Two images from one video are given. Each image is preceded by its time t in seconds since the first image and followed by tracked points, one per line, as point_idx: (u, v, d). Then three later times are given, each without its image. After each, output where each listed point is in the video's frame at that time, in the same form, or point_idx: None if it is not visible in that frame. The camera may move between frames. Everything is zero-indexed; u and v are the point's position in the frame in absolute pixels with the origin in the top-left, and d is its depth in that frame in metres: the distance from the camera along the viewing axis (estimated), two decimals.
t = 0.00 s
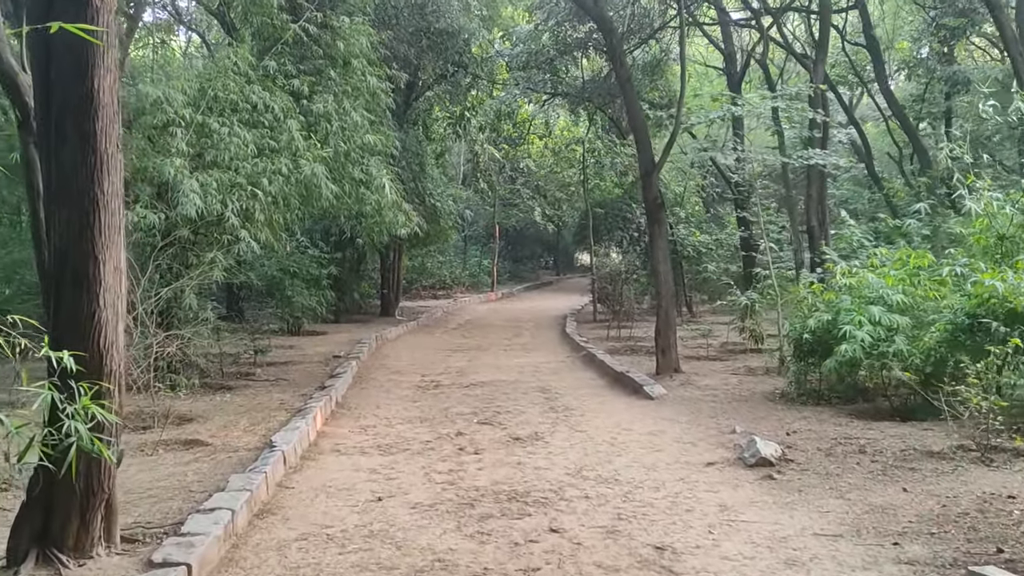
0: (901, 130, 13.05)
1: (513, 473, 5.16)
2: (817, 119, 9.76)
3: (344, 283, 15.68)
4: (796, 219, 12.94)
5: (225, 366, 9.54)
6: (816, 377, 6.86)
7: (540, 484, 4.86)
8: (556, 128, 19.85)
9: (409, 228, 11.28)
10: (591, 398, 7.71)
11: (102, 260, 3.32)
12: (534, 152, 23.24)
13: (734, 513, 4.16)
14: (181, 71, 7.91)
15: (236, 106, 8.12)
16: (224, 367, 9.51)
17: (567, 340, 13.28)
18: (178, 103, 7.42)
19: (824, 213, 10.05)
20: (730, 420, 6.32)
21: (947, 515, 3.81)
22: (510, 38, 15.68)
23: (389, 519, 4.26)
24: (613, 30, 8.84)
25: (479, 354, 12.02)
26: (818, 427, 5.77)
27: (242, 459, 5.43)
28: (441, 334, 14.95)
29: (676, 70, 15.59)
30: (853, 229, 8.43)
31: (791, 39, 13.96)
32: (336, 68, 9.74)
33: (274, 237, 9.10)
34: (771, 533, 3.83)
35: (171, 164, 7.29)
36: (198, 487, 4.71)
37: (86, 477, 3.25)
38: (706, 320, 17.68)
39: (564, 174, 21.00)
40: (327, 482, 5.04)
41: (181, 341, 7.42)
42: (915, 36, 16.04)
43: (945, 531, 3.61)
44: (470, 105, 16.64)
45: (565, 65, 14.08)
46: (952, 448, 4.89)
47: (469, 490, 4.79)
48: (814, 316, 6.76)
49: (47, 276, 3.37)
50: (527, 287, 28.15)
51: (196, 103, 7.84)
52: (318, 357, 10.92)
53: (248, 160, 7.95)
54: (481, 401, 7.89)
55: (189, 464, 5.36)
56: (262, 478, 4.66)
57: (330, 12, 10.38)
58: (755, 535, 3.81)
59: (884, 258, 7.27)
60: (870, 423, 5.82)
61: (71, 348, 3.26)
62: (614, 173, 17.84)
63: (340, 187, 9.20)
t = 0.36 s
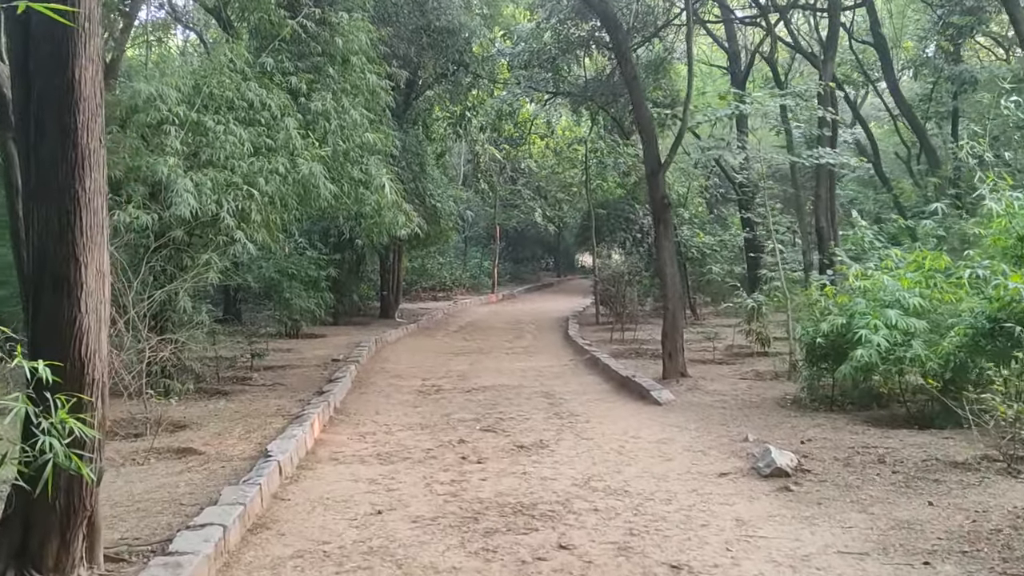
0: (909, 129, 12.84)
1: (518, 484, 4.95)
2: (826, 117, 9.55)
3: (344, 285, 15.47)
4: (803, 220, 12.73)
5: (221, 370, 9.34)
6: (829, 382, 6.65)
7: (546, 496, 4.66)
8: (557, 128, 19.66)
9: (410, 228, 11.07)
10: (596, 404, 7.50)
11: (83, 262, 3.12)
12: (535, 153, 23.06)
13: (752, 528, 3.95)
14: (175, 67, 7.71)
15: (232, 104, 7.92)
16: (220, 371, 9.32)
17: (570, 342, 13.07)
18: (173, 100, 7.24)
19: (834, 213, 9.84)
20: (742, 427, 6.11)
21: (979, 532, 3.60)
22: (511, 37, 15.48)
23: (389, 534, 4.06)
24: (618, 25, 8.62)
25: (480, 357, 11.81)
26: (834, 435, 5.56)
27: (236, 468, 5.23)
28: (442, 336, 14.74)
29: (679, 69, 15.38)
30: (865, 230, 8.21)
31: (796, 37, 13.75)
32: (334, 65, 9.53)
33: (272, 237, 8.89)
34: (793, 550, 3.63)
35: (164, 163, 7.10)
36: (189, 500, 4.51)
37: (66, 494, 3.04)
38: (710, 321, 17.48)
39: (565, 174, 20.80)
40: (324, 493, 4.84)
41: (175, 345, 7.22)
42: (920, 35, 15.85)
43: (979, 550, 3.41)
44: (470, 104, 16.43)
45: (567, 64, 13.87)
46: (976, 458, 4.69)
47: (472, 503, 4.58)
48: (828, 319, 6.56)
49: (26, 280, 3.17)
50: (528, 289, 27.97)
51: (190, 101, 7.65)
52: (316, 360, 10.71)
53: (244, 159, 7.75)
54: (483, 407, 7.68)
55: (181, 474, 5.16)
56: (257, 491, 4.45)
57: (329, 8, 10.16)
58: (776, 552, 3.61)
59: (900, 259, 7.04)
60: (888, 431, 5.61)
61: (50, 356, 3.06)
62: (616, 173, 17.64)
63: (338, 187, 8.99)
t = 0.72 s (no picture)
0: (916, 129, 12.69)
1: (526, 493, 4.79)
2: (836, 116, 9.37)
3: (344, 286, 15.27)
4: (809, 220, 12.57)
5: (220, 373, 9.18)
6: (842, 386, 6.49)
7: (556, 505, 4.50)
8: (559, 128, 19.51)
9: (412, 229, 10.90)
10: (603, 408, 7.34)
11: (74, 263, 2.96)
12: (536, 154, 22.91)
13: (773, 540, 3.79)
14: (173, 65, 7.58)
15: (231, 102, 7.77)
16: (219, 374, 9.16)
17: (573, 345, 12.92)
18: (169, 98, 7.12)
19: (843, 214, 9.70)
20: (754, 433, 5.96)
21: (1012, 547, 3.45)
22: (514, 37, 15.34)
23: (393, 546, 3.90)
24: (625, 21, 8.45)
25: (482, 360, 11.65)
26: (850, 441, 5.40)
27: (234, 476, 5.07)
28: (443, 338, 14.58)
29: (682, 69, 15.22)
30: (877, 230, 8.04)
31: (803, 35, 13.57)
32: (335, 63, 9.35)
33: (272, 238, 8.72)
34: (817, 565, 3.47)
35: (162, 163, 6.95)
36: (186, 510, 4.35)
37: (54, 508, 2.89)
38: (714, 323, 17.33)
39: (567, 175, 20.65)
40: (327, 502, 4.68)
41: (172, 349, 7.06)
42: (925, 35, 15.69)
43: (1015, 566, 3.25)
44: (472, 104, 16.26)
45: (569, 63, 13.71)
46: (1001, 466, 4.52)
47: (480, 513, 4.42)
48: (841, 321, 6.40)
49: (13, 282, 3.01)
50: (529, 290, 27.82)
51: (188, 99, 7.50)
52: (316, 363, 10.54)
53: (243, 158, 7.59)
54: (488, 411, 7.52)
55: (178, 482, 5.00)
56: (256, 500, 4.29)
57: (329, 5, 9.99)
58: (800, 567, 3.45)
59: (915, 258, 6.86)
60: (906, 437, 5.45)
61: (37, 362, 2.90)
62: (618, 174, 17.48)
63: (338, 186, 8.81)
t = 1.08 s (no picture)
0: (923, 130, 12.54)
1: (535, 504, 4.62)
2: (846, 116, 9.20)
3: (343, 290, 15.07)
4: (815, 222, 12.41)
5: (217, 378, 9.00)
6: (857, 392, 6.33)
7: (567, 518, 4.33)
8: (560, 130, 19.35)
9: (414, 231, 10.72)
10: (610, 414, 7.17)
11: (63, 265, 2.79)
12: (537, 156, 22.75)
13: (796, 556, 3.63)
14: (170, 63, 7.41)
15: (230, 101, 7.58)
16: (216, 379, 8.98)
17: (576, 349, 12.75)
18: (166, 97, 6.97)
19: (853, 215, 9.53)
20: (767, 440, 5.79)
21: None
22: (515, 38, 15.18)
23: (399, 561, 3.73)
24: (632, 19, 8.28)
25: (484, 364, 11.47)
26: (868, 449, 5.24)
27: (233, 486, 4.89)
28: (444, 342, 14.40)
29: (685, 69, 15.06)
30: (890, 232, 7.88)
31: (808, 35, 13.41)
32: (335, 62, 9.16)
33: (271, 240, 8.54)
34: None
35: (159, 162, 6.79)
36: (182, 523, 4.17)
37: (41, 527, 2.72)
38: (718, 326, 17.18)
39: (568, 176, 20.48)
40: (328, 514, 4.50)
41: (168, 353, 6.90)
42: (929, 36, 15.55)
43: None
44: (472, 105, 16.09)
45: (571, 64, 13.53)
46: None
47: (488, 525, 4.25)
48: (857, 325, 6.23)
49: None
50: (529, 293, 27.65)
51: (186, 98, 7.32)
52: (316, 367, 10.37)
53: (242, 158, 7.41)
54: (491, 417, 7.35)
55: (174, 493, 4.82)
56: (255, 513, 4.11)
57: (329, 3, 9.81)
58: None
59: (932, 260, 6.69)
60: (926, 445, 5.28)
61: (20, 371, 2.72)
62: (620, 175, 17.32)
63: (339, 187, 8.63)
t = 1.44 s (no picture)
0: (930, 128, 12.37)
1: (542, 511, 4.43)
2: (856, 111, 9.02)
3: (342, 291, 14.87)
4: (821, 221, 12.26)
5: (213, 379, 8.82)
6: (871, 394, 6.16)
7: (577, 525, 4.15)
8: (560, 129, 19.20)
9: (415, 231, 10.53)
10: (616, 417, 6.99)
11: (43, 256, 2.61)
12: (538, 156, 22.57)
13: (820, 566, 3.45)
14: (165, 57, 7.23)
15: (226, 96, 7.39)
16: (212, 381, 8.79)
17: (578, 350, 12.57)
18: (161, 91, 6.80)
19: (862, 214, 9.36)
20: (780, 443, 5.61)
21: None
22: (516, 37, 15.01)
23: (402, 572, 3.55)
24: (637, 12, 8.10)
25: (486, 366, 11.28)
26: (887, 453, 5.06)
27: (228, 492, 4.70)
28: (444, 343, 14.21)
29: (687, 68, 14.89)
30: (902, 230, 7.70)
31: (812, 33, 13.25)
32: (335, 57, 8.97)
33: (268, 239, 8.35)
34: None
35: (152, 158, 6.61)
36: (175, 531, 3.98)
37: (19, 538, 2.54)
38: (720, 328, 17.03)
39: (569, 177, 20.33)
40: (328, 521, 4.32)
41: (162, 354, 6.71)
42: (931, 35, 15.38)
43: None
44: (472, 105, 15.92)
45: (573, 63, 13.36)
46: None
47: (495, 533, 4.06)
48: (870, 324, 6.05)
49: None
50: (529, 295, 27.49)
51: (180, 92, 7.14)
52: (314, 369, 10.19)
53: (238, 154, 7.21)
54: (495, 420, 7.16)
55: (167, 499, 4.63)
56: (251, 521, 3.92)
57: None
58: None
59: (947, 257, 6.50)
60: (946, 449, 5.10)
61: None
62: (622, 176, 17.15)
63: (338, 184, 8.46)
